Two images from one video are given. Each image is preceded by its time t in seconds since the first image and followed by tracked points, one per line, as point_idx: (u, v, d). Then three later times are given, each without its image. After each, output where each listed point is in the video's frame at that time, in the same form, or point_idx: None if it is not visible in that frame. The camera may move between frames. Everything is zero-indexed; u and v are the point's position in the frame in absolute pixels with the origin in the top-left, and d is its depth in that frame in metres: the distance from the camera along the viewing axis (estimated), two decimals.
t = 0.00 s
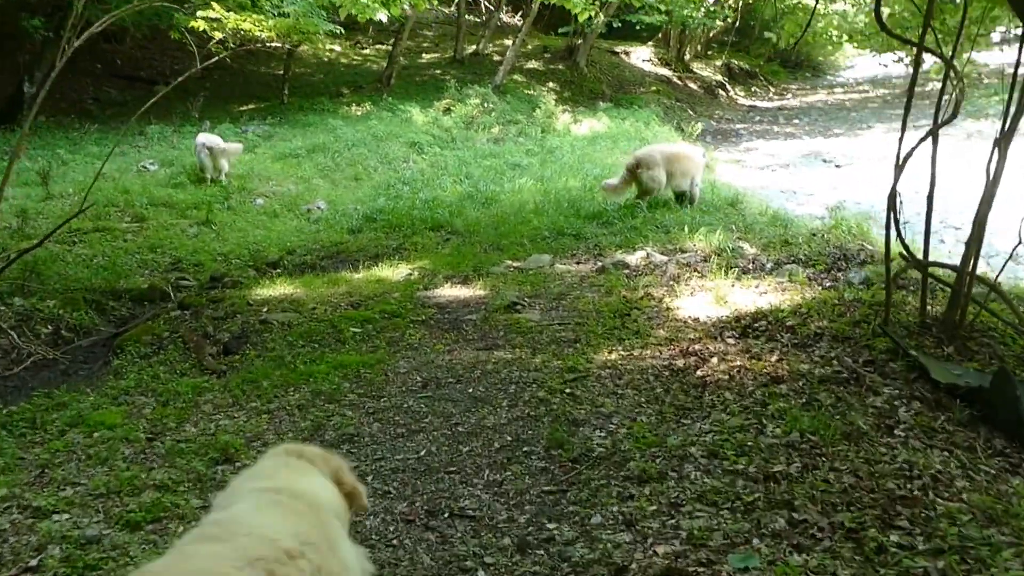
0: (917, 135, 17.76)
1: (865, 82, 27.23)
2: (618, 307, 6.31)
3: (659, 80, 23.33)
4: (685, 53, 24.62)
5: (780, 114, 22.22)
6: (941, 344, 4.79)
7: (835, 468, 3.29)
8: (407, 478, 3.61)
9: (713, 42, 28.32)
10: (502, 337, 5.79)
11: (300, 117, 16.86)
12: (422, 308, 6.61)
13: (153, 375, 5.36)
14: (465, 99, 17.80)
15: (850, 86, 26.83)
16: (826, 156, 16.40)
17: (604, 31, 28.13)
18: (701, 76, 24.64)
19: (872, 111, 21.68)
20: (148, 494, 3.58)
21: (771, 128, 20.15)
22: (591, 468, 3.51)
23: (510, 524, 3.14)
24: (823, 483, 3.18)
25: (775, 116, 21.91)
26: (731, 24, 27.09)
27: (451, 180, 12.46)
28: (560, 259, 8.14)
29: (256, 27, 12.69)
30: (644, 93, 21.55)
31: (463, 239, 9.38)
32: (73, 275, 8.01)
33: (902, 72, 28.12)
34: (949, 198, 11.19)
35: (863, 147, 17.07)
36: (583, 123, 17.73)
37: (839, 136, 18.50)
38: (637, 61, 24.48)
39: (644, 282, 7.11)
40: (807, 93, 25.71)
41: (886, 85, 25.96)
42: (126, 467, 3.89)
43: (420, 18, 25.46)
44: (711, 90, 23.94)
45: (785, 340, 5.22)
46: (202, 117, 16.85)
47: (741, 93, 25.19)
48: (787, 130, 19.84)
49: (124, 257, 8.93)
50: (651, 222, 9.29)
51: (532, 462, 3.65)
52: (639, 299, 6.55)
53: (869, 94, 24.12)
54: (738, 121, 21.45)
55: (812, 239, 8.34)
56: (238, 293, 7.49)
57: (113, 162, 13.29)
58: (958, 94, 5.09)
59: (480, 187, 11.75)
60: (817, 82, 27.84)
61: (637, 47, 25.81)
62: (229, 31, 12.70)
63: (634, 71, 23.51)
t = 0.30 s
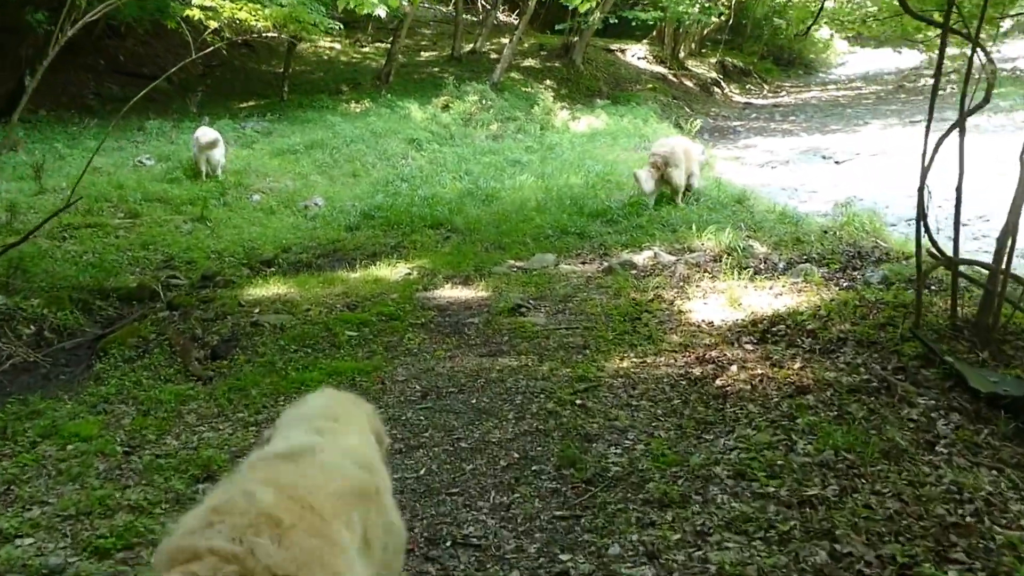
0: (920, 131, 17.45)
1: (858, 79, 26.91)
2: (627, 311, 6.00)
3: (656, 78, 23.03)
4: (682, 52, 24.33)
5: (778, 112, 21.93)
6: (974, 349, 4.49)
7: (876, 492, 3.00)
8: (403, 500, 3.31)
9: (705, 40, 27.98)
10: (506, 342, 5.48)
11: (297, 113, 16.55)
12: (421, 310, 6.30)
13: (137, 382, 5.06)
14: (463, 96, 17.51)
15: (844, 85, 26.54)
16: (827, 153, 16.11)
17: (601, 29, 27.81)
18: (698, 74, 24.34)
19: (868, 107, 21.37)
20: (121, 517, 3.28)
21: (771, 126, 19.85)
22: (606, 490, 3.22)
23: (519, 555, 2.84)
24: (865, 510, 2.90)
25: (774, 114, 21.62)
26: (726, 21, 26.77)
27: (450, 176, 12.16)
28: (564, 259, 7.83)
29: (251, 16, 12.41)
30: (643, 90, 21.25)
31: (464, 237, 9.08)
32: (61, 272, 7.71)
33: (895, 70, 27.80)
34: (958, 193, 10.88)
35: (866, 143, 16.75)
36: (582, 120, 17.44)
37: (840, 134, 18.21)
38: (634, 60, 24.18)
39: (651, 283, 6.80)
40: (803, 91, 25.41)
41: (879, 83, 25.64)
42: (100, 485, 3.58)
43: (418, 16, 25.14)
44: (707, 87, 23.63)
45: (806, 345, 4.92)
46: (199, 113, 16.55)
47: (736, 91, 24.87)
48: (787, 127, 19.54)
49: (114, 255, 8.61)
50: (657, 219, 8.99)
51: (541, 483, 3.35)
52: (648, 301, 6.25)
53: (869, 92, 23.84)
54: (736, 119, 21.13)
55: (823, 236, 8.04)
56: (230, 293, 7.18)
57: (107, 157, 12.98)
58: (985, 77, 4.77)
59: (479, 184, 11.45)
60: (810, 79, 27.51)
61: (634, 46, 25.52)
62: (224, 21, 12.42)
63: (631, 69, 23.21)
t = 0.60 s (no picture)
0: (924, 127, 17.17)
1: (857, 75, 26.57)
2: (638, 313, 5.69)
3: (656, 73, 22.72)
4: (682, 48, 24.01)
5: (779, 107, 21.62)
6: (1016, 357, 4.18)
7: (929, 523, 2.71)
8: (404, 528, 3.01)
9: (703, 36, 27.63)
10: (511, 346, 5.19)
11: (296, 108, 16.23)
12: (420, 311, 5.99)
13: (120, 391, 4.76)
14: (463, 90, 17.19)
15: (843, 80, 26.19)
16: (831, 149, 15.78)
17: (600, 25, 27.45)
18: (698, 70, 24.02)
19: (869, 103, 21.07)
20: (91, 550, 2.98)
21: (772, 121, 19.53)
22: (627, 517, 2.93)
23: None
24: (920, 545, 2.60)
25: (775, 109, 21.31)
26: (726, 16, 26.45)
27: (451, 171, 11.84)
28: (570, 257, 7.52)
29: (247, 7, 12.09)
30: (643, 86, 20.94)
31: (466, 234, 8.78)
32: (48, 272, 7.41)
33: (892, 67, 27.47)
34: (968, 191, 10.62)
35: (870, 139, 16.47)
36: (583, 115, 17.12)
37: (842, 129, 17.90)
38: (633, 55, 23.85)
39: (663, 284, 6.48)
40: (801, 86, 25.11)
41: (878, 79, 25.31)
42: (70, 510, 3.28)
43: (417, 12, 24.81)
44: (707, 83, 23.30)
45: (832, 352, 4.62)
46: (196, 108, 16.22)
47: (735, 87, 24.55)
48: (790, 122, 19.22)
49: (103, 254, 8.30)
50: (666, 215, 8.68)
51: (555, 508, 3.05)
52: (660, 302, 5.93)
53: (870, 88, 23.54)
54: (737, 115, 20.82)
55: (840, 233, 7.71)
56: (219, 294, 6.86)
57: (101, 152, 12.67)
58: None
59: (481, 179, 11.13)
60: (809, 77, 27.16)
61: (633, 42, 25.19)
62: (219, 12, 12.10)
63: (630, 65, 22.89)
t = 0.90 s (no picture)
0: (928, 127, 16.90)
1: (857, 77, 26.28)
2: (652, 321, 5.39)
3: (658, 75, 22.43)
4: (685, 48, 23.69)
5: (782, 108, 21.33)
6: None
7: (996, 561, 2.42)
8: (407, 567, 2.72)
9: (704, 37, 27.31)
10: (521, 357, 4.89)
11: (296, 108, 15.93)
12: (424, 319, 5.70)
13: (104, 404, 4.46)
14: (465, 91, 16.91)
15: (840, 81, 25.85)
16: (836, 149, 15.49)
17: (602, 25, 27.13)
18: (701, 72, 23.73)
19: (870, 104, 20.77)
20: None
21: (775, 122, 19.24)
22: (654, 554, 2.64)
23: None
24: None
25: (776, 111, 21.02)
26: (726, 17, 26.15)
27: (453, 173, 11.55)
28: (580, 261, 7.23)
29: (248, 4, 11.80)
30: (646, 87, 20.63)
31: (470, 237, 8.49)
32: (36, 275, 7.11)
33: (891, 68, 27.15)
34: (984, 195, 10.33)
35: (874, 139, 16.17)
36: (587, 116, 16.83)
37: (845, 130, 17.62)
38: (635, 56, 23.55)
39: (678, 288, 6.17)
40: (801, 88, 24.83)
41: (878, 80, 25.00)
42: (38, 540, 2.99)
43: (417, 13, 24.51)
44: (709, 84, 22.99)
45: (864, 364, 4.32)
46: (194, 108, 15.93)
47: (737, 89, 24.26)
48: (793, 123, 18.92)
49: (95, 256, 8.00)
50: (677, 217, 8.38)
51: (574, 543, 2.76)
52: (676, 310, 5.63)
53: (871, 89, 23.25)
54: (741, 115, 20.52)
55: (859, 233, 7.41)
56: (213, 299, 6.56)
57: (97, 152, 12.37)
58: None
59: (485, 181, 10.85)
60: (809, 78, 26.82)
61: (635, 43, 24.89)
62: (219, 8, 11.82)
63: (632, 66, 22.59)
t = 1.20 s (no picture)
0: (933, 128, 16.63)
1: (859, 77, 26.00)
2: (667, 330, 5.09)
3: (661, 75, 22.13)
4: (687, 48, 23.40)
5: (784, 109, 21.04)
6: None
7: None
8: None
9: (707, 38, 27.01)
10: (529, 369, 4.60)
11: (296, 109, 15.64)
12: (425, 328, 5.40)
13: (84, 423, 4.17)
14: (468, 92, 16.62)
15: (845, 83, 25.57)
16: (841, 150, 15.20)
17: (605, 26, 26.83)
18: (703, 73, 23.43)
19: (874, 105, 20.49)
20: None
21: (778, 123, 18.95)
22: None
23: None
24: None
25: (780, 111, 20.72)
26: (730, 17, 25.87)
27: (456, 174, 11.26)
28: (589, 266, 6.94)
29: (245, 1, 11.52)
30: (649, 89, 20.33)
31: (474, 240, 8.21)
32: (22, 281, 6.82)
33: (893, 69, 26.86)
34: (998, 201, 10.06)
35: (879, 140, 15.88)
36: (591, 116, 16.54)
37: (850, 130, 17.33)
38: (638, 57, 23.26)
39: (692, 295, 5.85)
40: (804, 89, 24.54)
41: (880, 81, 24.70)
42: None
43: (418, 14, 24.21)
44: (712, 85, 22.70)
45: (899, 381, 4.03)
46: (191, 109, 15.62)
47: (739, 90, 23.98)
48: (798, 124, 18.64)
49: (85, 262, 7.71)
50: (688, 220, 8.09)
51: None
52: (692, 318, 5.32)
53: (874, 91, 22.98)
54: (743, 116, 20.22)
55: (877, 236, 7.12)
56: (204, 307, 6.25)
57: (91, 154, 12.08)
58: None
59: (487, 182, 10.56)
60: (811, 79, 26.52)
61: (639, 44, 24.58)
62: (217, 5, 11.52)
63: (635, 67, 22.29)
